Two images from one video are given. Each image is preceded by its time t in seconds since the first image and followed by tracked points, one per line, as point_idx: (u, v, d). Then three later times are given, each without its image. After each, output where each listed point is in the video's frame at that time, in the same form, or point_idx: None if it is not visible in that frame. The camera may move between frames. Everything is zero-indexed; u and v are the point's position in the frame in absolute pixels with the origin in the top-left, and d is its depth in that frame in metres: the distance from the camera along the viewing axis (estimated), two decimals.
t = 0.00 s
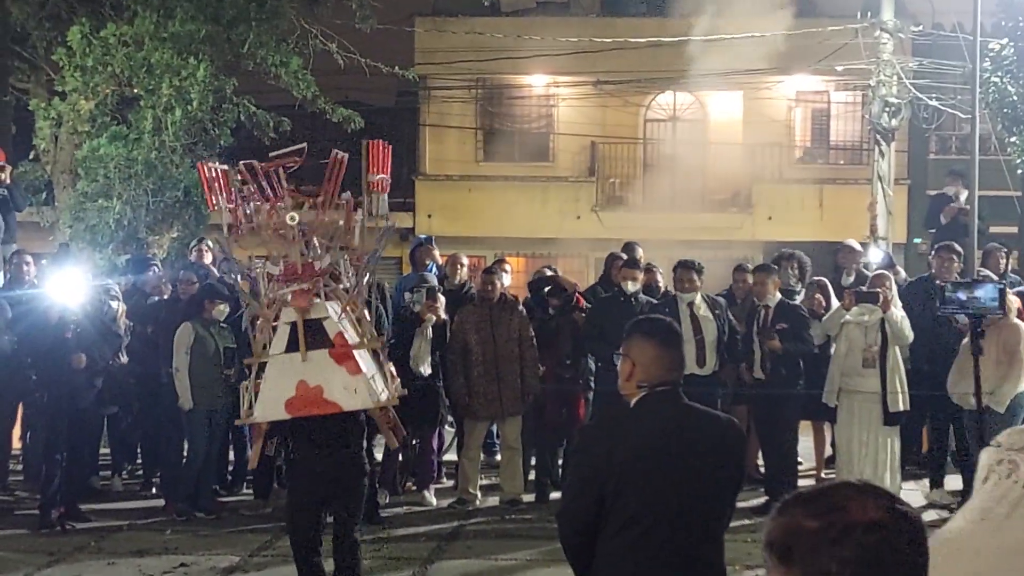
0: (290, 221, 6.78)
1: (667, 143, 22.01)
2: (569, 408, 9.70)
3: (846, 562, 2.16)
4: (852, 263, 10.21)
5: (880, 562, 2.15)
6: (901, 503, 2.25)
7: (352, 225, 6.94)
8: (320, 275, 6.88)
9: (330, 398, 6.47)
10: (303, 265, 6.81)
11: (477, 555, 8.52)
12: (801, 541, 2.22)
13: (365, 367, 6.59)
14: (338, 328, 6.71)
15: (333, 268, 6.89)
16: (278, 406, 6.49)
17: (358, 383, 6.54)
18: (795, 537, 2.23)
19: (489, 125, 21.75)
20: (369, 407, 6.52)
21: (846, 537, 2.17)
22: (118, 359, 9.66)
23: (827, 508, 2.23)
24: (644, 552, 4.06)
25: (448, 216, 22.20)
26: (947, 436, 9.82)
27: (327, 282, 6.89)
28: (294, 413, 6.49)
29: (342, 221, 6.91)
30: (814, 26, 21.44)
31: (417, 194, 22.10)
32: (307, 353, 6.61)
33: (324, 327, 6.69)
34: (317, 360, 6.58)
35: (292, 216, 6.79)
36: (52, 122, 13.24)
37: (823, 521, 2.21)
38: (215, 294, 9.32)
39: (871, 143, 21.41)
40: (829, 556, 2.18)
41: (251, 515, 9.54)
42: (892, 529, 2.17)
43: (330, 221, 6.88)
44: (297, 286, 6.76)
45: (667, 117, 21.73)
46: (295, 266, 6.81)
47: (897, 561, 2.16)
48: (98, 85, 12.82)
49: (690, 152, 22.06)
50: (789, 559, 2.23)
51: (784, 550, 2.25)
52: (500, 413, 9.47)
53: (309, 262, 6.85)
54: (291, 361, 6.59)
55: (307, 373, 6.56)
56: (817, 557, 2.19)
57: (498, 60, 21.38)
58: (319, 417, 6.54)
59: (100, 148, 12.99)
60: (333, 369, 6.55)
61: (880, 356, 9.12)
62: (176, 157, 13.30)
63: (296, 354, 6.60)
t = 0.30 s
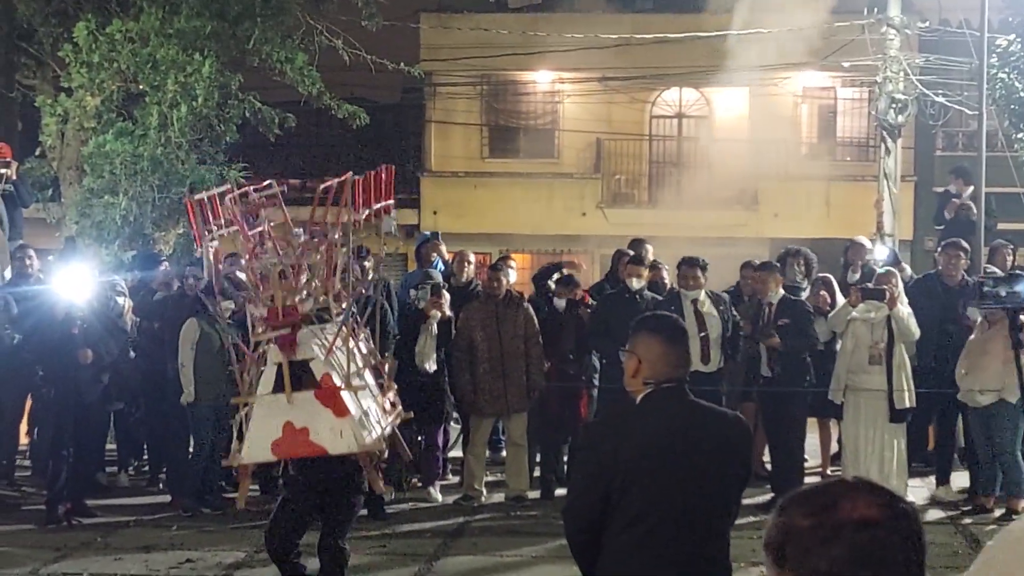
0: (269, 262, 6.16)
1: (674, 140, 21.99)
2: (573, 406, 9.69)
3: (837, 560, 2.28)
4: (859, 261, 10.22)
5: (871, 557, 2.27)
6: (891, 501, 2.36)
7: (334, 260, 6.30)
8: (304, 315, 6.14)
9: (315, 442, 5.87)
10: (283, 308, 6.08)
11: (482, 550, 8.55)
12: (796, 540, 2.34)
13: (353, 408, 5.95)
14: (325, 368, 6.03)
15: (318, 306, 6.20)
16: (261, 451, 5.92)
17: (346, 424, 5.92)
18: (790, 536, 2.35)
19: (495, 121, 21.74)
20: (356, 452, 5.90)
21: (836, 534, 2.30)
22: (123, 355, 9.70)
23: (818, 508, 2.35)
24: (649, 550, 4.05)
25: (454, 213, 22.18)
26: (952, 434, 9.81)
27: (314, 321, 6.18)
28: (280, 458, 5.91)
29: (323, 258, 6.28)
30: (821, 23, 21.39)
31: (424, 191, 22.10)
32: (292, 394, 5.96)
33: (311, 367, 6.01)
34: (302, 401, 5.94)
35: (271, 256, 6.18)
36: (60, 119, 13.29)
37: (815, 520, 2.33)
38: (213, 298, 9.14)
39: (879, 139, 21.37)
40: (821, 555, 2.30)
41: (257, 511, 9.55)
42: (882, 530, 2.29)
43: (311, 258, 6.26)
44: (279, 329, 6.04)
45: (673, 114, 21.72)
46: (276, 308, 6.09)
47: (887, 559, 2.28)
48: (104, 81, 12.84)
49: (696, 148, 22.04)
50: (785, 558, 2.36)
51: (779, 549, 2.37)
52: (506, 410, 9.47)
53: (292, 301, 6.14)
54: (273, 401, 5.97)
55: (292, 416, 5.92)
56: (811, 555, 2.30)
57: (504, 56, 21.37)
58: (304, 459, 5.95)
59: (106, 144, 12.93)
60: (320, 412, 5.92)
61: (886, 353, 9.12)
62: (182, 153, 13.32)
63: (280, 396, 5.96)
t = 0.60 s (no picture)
0: (261, 339, 6.03)
1: (683, 138, 21.96)
2: (582, 405, 9.68)
3: (852, 555, 2.30)
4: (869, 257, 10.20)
5: (882, 555, 2.27)
6: (904, 499, 2.38)
7: (328, 339, 6.01)
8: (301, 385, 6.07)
9: (312, 505, 5.90)
10: (279, 377, 6.04)
11: (491, 548, 8.55)
12: (807, 537, 2.39)
13: (351, 471, 5.94)
14: (324, 432, 6.05)
15: (315, 376, 6.06)
16: (263, 511, 5.98)
17: (344, 487, 5.92)
18: (801, 533, 2.40)
19: (504, 120, 21.73)
20: (354, 515, 5.89)
21: (849, 533, 2.31)
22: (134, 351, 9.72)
23: (832, 505, 2.38)
24: (661, 546, 4.03)
25: (464, 210, 22.18)
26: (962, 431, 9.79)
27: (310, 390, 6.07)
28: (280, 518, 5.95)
29: (317, 337, 6.01)
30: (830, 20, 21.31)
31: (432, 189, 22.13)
32: (291, 457, 6.02)
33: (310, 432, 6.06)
34: (301, 463, 6.00)
35: (263, 332, 6.03)
36: (69, 117, 13.37)
37: (829, 517, 2.35)
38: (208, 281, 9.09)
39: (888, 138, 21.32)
40: (836, 553, 2.32)
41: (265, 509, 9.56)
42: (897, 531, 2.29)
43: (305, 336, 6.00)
44: (274, 398, 6.05)
45: (682, 112, 21.69)
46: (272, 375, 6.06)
47: (901, 555, 2.28)
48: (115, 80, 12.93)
49: (705, 146, 22.02)
50: (798, 554, 2.39)
51: (793, 546, 2.41)
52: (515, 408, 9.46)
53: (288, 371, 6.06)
54: (273, 464, 6.03)
55: (292, 479, 5.98)
56: (823, 551, 2.33)
57: (512, 53, 21.33)
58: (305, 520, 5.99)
59: (116, 143, 12.99)
60: (318, 474, 5.95)
61: (895, 351, 9.11)
62: (191, 152, 13.36)
63: (280, 458, 6.03)
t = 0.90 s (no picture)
0: (276, 374, 5.94)
1: (692, 133, 21.93)
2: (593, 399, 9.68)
3: (869, 548, 2.24)
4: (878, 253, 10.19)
5: (899, 550, 2.22)
6: (922, 492, 2.30)
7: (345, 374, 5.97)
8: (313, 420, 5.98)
9: (319, 536, 5.88)
10: (293, 412, 5.93)
11: (500, 543, 8.56)
12: (822, 529, 2.32)
13: (359, 502, 5.92)
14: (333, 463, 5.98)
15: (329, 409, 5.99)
16: (267, 537, 5.93)
17: (352, 518, 5.91)
18: (817, 525, 2.33)
19: (512, 115, 21.73)
20: (362, 547, 5.90)
21: (865, 526, 2.25)
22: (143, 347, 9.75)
23: (850, 497, 2.31)
24: (670, 539, 4.05)
25: (473, 206, 22.24)
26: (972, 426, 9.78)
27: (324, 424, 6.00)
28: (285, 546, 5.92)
29: (333, 371, 6.01)
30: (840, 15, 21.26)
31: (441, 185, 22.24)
32: (299, 487, 5.95)
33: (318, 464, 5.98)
34: (308, 493, 5.94)
35: (278, 367, 5.95)
36: (77, 112, 13.48)
37: (844, 509, 2.30)
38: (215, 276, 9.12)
39: (897, 132, 21.25)
40: (852, 545, 2.26)
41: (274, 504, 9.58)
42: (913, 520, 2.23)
43: (321, 370, 5.97)
44: (288, 433, 5.93)
45: (691, 107, 21.67)
46: (285, 411, 5.95)
47: (919, 549, 2.22)
48: (122, 75, 13.07)
49: (714, 141, 21.97)
50: (813, 547, 2.33)
51: (808, 537, 2.35)
52: (524, 404, 9.45)
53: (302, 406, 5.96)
54: (279, 491, 5.96)
55: (298, 508, 5.92)
56: (839, 544, 2.27)
57: (521, 48, 21.31)
58: (310, 547, 5.97)
59: (124, 137, 13.09)
60: (326, 505, 5.91)
61: (905, 346, 9.09)
62: (199, 147, 13.34)
63: (287, 487, 5.96)
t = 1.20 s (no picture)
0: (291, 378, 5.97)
1: (702, 129, 21.93)
2: (605, 392, 9.61)
3: (869, 542, 2.18)
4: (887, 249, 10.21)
5: (901, 542, 2.16)
6: (926, 485, 2.26)
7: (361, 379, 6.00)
8: (325, 423, 6.01)
9: (324, 533, 5.80)
10: (305, 415, 5.96)
11: (508, 538, 8.56)
12: (824, 526, 2.26)
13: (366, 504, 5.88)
14: (341, 465, 5.98)
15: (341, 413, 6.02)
16: (272, 532, 5.89)
17: (358, 519, 5.84)
18: (819, 521, 2.27)
19: (522, 110, 21.74)
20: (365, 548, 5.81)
21: (867, 519, 2.20)
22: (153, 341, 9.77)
23: (850, 491, 2.26)
24: (679, 534, 4.04)
25: (481, 202, 22.24)
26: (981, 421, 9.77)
27: (334, 428, 6.03)
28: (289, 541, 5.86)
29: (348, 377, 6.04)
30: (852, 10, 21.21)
31: (449, 180, 22.24)
32: (307, 487, 5.96)
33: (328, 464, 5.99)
34: (317, 491, 5.93)
35: (294, 371, 5.97)
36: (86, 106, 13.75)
37: (845, 504, 2.24)
38: (226, 270, 9.11)
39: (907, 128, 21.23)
40: (853, 539, 2.20)
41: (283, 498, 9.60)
42: (913, 512, 2.18)
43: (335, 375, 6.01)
44: (298, 435, 5.96)
45: (701, 102, 21.67)
46: (297, 412, 5.98)
47: (922, 544, 2.16)
48: (129, 69, 13.39)
49: (724, 136, 21.96)
50: (814, 544, 2.27)
51: (808, 535, 2.28)
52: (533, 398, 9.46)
53: (314, 410, 5.99)
54: (287, 489, 5.97)
55: (305, 504, 5.90)
56: (840, 541, 2.21)
57: (531, 43, 21.29)
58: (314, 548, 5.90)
59: (134, 132, 13.35)
60: (333, 504, 5.88)
61: (913, 342, 9.09)
62: (208, 142, 13.63)
63: (296, 486, 5.97)
